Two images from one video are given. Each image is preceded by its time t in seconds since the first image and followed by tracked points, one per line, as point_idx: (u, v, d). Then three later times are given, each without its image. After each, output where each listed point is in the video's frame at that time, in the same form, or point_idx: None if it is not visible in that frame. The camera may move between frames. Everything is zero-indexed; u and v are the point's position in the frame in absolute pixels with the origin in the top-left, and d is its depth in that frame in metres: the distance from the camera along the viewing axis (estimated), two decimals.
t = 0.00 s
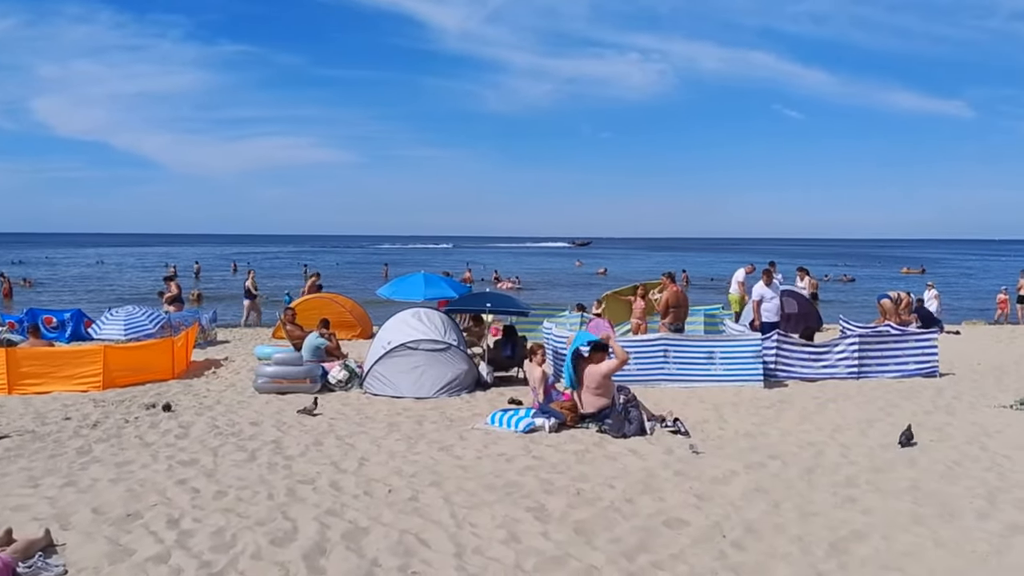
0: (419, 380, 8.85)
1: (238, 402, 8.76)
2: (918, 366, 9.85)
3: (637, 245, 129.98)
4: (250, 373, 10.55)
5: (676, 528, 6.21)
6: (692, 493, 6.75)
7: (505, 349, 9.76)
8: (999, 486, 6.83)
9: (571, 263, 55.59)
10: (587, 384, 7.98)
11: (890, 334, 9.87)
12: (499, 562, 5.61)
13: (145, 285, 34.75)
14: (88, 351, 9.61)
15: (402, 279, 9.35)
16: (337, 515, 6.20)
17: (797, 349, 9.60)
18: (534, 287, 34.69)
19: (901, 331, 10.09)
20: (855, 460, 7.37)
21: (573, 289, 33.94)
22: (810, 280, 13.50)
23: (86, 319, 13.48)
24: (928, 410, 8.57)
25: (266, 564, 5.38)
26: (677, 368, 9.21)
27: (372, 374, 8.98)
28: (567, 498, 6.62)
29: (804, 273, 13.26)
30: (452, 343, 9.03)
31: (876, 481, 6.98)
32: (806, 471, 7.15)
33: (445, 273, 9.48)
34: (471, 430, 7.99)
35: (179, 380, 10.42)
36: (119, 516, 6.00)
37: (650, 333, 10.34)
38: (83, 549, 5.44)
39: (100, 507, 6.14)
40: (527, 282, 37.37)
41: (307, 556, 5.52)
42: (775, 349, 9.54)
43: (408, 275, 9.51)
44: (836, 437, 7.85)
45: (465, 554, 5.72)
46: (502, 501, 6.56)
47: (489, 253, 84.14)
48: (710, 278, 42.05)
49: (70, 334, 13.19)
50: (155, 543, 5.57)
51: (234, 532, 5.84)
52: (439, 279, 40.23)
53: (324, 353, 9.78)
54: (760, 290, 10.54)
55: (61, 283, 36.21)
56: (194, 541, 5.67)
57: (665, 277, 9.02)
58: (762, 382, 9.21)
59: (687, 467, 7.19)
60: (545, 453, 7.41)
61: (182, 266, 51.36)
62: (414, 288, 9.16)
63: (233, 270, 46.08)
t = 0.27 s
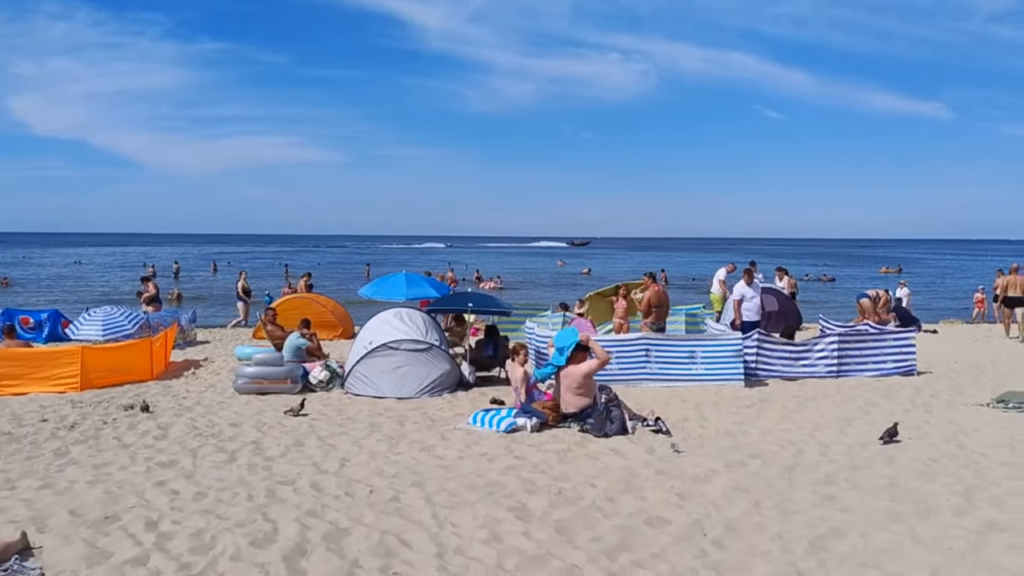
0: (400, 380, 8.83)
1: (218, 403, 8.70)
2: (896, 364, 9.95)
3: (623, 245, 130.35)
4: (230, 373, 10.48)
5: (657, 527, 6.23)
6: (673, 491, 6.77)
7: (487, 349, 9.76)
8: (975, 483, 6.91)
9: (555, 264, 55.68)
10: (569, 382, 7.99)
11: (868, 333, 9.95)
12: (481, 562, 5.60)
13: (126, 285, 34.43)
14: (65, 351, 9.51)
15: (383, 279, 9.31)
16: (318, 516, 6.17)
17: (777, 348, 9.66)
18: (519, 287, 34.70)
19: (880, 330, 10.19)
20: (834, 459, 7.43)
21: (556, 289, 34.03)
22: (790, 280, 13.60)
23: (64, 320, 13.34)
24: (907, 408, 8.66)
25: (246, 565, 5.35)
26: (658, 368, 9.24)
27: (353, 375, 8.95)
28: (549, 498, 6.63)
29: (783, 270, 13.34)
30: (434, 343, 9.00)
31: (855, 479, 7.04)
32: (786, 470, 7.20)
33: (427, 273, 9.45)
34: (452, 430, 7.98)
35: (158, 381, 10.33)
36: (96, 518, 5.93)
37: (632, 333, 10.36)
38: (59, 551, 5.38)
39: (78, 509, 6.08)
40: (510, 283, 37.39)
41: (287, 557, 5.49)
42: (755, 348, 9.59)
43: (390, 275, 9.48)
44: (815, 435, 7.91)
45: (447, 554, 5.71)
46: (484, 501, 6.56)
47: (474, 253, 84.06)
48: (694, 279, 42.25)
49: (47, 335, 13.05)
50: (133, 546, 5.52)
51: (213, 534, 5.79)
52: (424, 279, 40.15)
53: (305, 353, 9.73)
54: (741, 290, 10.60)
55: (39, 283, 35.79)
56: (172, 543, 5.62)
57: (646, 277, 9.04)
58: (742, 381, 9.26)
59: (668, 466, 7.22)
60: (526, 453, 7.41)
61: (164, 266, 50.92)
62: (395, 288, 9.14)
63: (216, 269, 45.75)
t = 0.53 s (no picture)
0: (384, 380, 8.80)
1: (199, 404, 8.63)
2: (877, 364, 10.04)
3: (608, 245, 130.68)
4: (212, 374, 10.40)
5: (640, 526, 6.25)
6: (656, 491, 6.79)
7: (470, 349, 9.75)
8: (954, 481, 6.99)
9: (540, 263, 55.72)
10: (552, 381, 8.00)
11: (849, 333, 10.04)
12: (464, 562, 5.60)
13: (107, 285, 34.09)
14: (43, 352, 9.41)
15: (366, 279, 9.27)
16: (300, 517, 6.14)
17: (759, 348, 9.72)
18: (503, 287, 34.71)
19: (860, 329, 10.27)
20: (816, 457, 7.48)
21: (540, 289, 34.05)
22: (772, 280, 13.68)
23: (42, 320, 13.18)
24: (887, 407, 8.74)
25: (227, 567, 5.31)
26: (641, 368, 9.27)
27: (336, 375, 8.91)
28: (532, 498, 6.63)
29: (765, 270, 13.43)
30: (417, 343, 8.98)
31: (836, 477, 7.09)
32: (768, 468, 7.25)
33: (410, 273, 9.42)
34: (436, 430, 7.97)
35: (138, 382, 10.23)
36: (75, 520, 5.87)
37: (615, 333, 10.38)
38: (37, 554, 5.32)
39: (56, 511, 6.01)
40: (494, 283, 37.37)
41: (269, 558, 5.46)
42: (738, 347, 9.65)
43: (373, 275, 9.44)
44: (797, 434, 7.97)
45: (430, 554, 5.69)
46: (467, 501, 6.55)
47: (459, 253, 83.94)
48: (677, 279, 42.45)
49: (25, 335, 12.89)
50: (113, 548, 5.47)
51: (194, 536, 5.75)
52: (408, 279, 40.05)
53: (287, 353, 9.68)
54: (723, 290, 10.61)
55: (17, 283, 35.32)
56: (153, 545, 5.57)
57: (629, 277, 9.06)
58: (725, 381, 9.31)
59: (651, 465, 7.24)
60: (510, 453, 7.41)
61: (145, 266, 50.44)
62: (378, 288, 9.10)
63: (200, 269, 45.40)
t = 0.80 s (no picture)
0: (367, 381, 8.77)
1: (181, 405, 8.57)
2: (858, 363, 10.12)
3: (594, 244, 130.93)
4: (194, 374, 10.33)
5: (623, 525, 6.26)
6: (639, 490, 6.81)
7: (454, 349, 9.73)
8: (933, 479, 7.06)
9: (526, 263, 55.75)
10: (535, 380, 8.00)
11: (831, 332, 10.11)
12: (447, 563, 5.59)
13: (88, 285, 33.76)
14: (22, 352, 9.32)
15: (349, 278, 9.23)
16: (282, 519, 6.10)
17: (742, 347, 9.77)
18: (489, 286, 34.69)
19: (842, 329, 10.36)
20: (798, 456, 7.53)
21: (525, 289, 34.07)
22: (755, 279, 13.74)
23: (21, 320, 13.04)
24: (868, 405, 8.81)
25: (208, 569, 5.27)
26: (625, 367, 9.29)
27: (319, 375, 8.86)
28: (516, 498, 6.63)
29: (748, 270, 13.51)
30: (401, 343, 8.95)
31: (817, 476, 7.14)
32: (750, 467, 7.28)
33: (394, 272, 9.38)
34: (419, 430, 7.95)
35: (118, 383, 10.15)
36: (54, 523, 5.81)
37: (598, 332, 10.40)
38: (15, 557, 5.26)
39: (35, 514, 5.94)
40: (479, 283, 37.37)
41: (251, 560, 5.43)
42: (720, 347, 9.70)
43: (356, 275, 9.40)
44: (779, 433, 8.02)
45: (413, 555, 5.68)
46: (450, 501, 6.54)
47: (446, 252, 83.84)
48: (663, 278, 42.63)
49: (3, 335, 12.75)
50: (93, 550, 5.41)
51: (175, 537, 5.70)
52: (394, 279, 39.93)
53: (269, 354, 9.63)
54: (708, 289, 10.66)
55: None
56: (133, 547, 5.52)
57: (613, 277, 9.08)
58: (708, 380, 9.36)
59: (635, 465, 7.25)
60: (493, 453, 7.41)
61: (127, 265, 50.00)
62: (361, 288, 9.07)
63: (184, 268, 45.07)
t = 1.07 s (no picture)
0: (349, 379, 8.73)
1: (160, 404, 8.49)
2: (838, 360, 10.20)
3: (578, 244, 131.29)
4: (173, 374, 10.23)
5: (605, 523, 6.27)
6: (621, 487, 6.83)
7: (436, 347, 9.72)
8: (912, 474, 7.13)
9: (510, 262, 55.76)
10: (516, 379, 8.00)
11: (812, 330, 10.17)
12: (429, 561, 5.57)
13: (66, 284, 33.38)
14: None
15: (330, 277, 9.17)
16: (263, 518, 6.06)
17: (724, 345, 9.82)
18: (474, 285, 34.66)
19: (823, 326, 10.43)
20: (779, 452, 7.57)
21: (509, 287, 34.07)
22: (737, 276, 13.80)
23: None
24: (848, 402, 8.88)
25: (188, 569, 5.22)
26: (608, 365, 9.31)
27: (300, 374, 8.81)
28: (498, 496, 6.62)
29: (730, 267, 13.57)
30: (383, 342, 8.91)
31: (798, 472, 7.19)
32: (732, 464, 7.32)
33: (375, 270, 9.34)
34: (401, 428, 7.92)
35: (97, 382, 10.04)
36: (31, 524, 5.73)
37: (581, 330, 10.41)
38: None
39: (11, 515, 5.86)
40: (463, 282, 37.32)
41: (231, 560, 5.39)
42: (702, 345, 9.75)
43: (337, 273, 9.34)
44: (760, 430, 8.06)
45: (395, 554, 5.66)
46: (432, 499, 6.52)
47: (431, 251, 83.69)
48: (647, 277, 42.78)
49: None
50: (70, 552, 5.35)
51: (154, 538, 5.65)
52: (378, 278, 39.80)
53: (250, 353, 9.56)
54: (693, 286, 10.69)
55: None
56: (111, 548, 5.46)
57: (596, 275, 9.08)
58: (689, 377, 9.40)
59: (617, 462, 7.27)
60: (476, 451, 7.40)
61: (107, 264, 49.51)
62: (343, 286, 9.02)
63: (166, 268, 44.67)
